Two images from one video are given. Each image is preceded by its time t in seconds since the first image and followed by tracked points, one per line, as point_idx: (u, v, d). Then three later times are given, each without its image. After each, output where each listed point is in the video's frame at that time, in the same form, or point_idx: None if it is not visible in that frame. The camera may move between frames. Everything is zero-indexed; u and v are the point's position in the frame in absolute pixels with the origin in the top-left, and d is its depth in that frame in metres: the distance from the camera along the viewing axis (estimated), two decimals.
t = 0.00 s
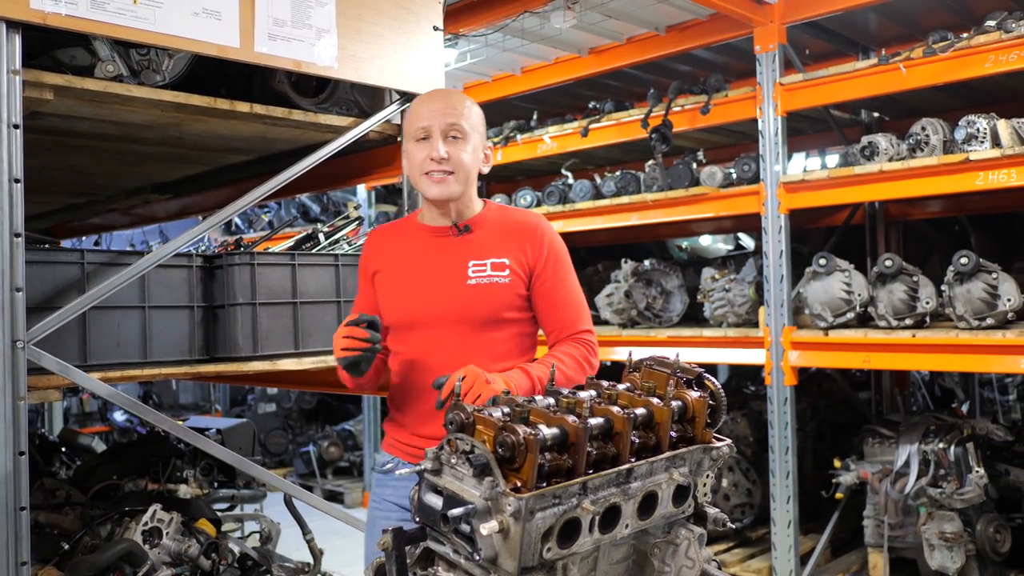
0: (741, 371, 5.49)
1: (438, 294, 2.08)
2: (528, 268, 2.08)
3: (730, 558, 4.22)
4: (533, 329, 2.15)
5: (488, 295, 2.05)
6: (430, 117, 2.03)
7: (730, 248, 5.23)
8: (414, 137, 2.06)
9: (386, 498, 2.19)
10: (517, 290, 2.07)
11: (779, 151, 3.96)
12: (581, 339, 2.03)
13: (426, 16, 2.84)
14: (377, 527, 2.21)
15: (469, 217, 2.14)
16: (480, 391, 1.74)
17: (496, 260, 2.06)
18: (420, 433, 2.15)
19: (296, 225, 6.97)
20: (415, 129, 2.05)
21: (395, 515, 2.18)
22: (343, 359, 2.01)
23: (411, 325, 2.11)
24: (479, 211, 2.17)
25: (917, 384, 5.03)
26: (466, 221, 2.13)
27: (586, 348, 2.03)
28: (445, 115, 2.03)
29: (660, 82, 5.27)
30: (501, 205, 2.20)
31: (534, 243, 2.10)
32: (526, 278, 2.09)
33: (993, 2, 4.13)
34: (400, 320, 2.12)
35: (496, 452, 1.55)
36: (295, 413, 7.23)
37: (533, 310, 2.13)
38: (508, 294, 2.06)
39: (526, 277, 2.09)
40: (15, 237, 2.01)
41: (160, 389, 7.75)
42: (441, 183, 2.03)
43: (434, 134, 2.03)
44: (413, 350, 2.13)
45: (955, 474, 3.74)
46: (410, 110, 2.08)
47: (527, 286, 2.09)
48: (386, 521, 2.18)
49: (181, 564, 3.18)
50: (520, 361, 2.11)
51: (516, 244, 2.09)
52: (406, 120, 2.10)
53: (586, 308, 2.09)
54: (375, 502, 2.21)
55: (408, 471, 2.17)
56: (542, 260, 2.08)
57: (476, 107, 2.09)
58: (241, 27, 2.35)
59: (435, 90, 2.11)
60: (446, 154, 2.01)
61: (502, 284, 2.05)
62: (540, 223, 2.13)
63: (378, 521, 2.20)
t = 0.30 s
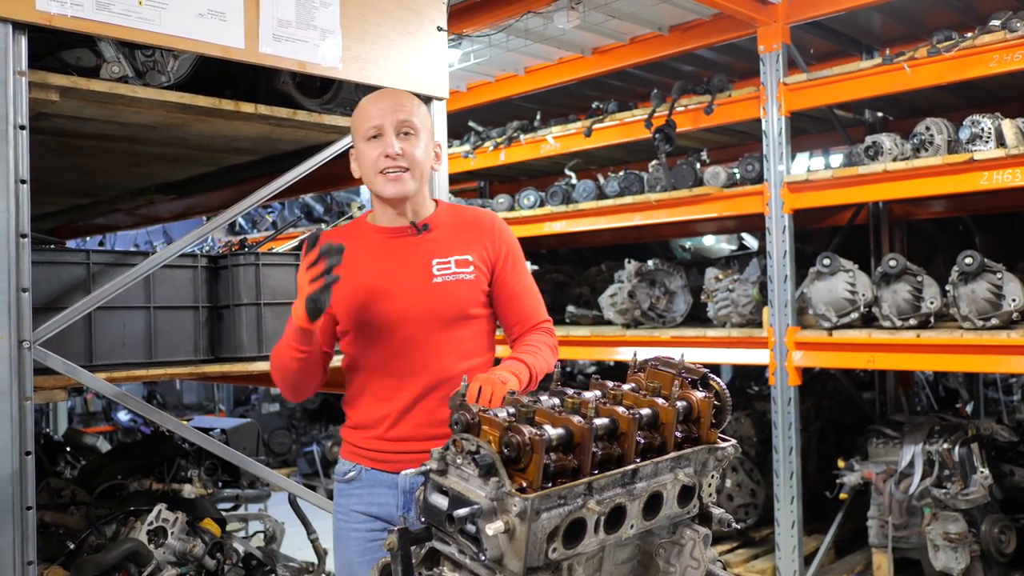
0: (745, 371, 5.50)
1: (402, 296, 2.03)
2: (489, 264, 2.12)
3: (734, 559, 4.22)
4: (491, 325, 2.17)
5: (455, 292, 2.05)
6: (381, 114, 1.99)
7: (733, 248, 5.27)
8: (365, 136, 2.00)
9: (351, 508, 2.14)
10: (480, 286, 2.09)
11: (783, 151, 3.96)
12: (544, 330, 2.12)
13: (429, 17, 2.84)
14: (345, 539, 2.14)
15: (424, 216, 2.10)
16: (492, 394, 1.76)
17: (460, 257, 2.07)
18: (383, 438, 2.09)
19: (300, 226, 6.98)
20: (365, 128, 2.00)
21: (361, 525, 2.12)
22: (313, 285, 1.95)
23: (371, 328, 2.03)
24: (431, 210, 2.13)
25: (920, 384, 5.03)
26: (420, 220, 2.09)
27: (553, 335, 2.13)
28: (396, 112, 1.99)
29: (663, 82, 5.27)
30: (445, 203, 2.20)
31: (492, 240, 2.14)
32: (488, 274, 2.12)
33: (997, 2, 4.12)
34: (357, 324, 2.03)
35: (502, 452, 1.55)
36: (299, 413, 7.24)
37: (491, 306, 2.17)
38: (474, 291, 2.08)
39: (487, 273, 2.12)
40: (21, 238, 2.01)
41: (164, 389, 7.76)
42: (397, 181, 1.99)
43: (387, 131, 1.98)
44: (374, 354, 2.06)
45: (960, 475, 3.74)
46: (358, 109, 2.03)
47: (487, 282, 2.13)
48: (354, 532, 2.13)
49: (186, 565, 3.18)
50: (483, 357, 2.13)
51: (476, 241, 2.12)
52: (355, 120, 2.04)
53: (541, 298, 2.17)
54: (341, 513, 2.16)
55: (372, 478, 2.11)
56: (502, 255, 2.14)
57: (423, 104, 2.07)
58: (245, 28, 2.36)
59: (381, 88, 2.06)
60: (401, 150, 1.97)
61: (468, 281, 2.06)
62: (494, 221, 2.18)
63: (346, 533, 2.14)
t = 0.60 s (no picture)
0: (751, 371, 5.49)
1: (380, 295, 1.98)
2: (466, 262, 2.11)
3: (740, 559, 4.22)
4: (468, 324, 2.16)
5: (435, 291, 2.02)
6: (354, 112, 1.94)
7: (740, 248, 5.32)
8: (336, 134, 1.95)
9: (333, 516, 2.07)
10: (458, 285, 2.07)
11: (790, 151, 3.95)
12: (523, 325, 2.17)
13: (436, 17, 2.84)
14: (330, 550, 2.08)
15: (399, 215, 2.06)
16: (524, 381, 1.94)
17: (438, 255, 2.04)
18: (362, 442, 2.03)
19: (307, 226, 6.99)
20: (337, 126, 1.95)
21: (343, 534, 2.05)
22: (313, 250, 1.79)
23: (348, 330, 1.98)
24: (405, 210, 2.09)
25: (928, 385, 5.01)
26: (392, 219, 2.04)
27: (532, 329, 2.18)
28: (369, 110, 1.95)
29: (669, 82, 5.26)
30: (417, 203, 2.16)
31: (467, 239, 2.13)
32: (465, 273, 2.10)
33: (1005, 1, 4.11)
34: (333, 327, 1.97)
35: (509, 452, 1.55)
36: (305, 413, 7.26)
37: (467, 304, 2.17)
38: (452, 289, 2.05)
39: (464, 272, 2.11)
40: (30, 238, 2.02)
41: (170, 389, 7.78)
42: (370, 179, 1.94)
43: (359, 129, 1.94)
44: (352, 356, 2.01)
45: (968, 475, 3.72)
46: (329, 107, 1.98)
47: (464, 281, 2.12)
48: (338, 541, 2.06)
49: (193, 564, 3.19)
50: (463, 357, 2.10)
51: (452, 240, 2.10)
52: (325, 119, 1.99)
53: (515, 294, 2.21)
54: (324, 523, 2.09)
55: (350, 484, 2.05)
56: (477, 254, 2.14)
57: (394, 103, 2.03)
58: (252, 29, 2.36)
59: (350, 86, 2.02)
60: (375, 148, 1.93)
61: (447, 279, 2.04)
62: (468, 221, 2.17)
63: (329, 543, 2.07)
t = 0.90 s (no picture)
0: (760, 371, 5.48)
1: (367, 302, 1.95)
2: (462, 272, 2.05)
3: (749, 560, 4.21)
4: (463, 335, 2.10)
5: (424, 299, 1.97)
6: (352, 115, 1.96)
7: (748, 248, 5.25)
8: (334, 136, 1.98)
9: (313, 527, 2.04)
10: (451, 293, 2.02)
11: (798, 151, 3.94)
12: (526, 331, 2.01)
13: (444, 18, 2.85)
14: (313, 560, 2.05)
15: (395, 220, 2.07)
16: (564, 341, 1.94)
17: (430, 263, 2.00)
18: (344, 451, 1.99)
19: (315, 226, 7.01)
20: (336, 128, 1.97)
21: (325, 546, 2.02)
22: (309, 339, 1.65)
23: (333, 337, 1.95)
24: (403, 214, 2.10)
25: (937, 385, 4.99)
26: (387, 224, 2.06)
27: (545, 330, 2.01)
28: (369, 113, 1.97)
29: (677, 82, 5.25)
30: (421, 210, 2.14)
31: (466, 247, 2.08)
32: (459, 282, 2.04)
33: None
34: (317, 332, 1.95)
35: (518, 453, 1.56)
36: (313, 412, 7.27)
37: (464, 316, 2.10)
38: (443, 299, 2.00)
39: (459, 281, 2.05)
40: (41, 240, 2.04)
41: (179, 389, 7.82)
42: (366, 185, 1.96)
43: (358, 133, 1.96)
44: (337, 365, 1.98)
45: (978, 476, 3.71)
46: (329, 108, 2.00)
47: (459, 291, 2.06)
48: (320, 552, 2.03)
49: (203, 563, 3.21)
50: (452, 369, 2.04)
51: (449, 247, 2.06)
52: (324, 119, 2.01)
53: (516, 300, 2.09)
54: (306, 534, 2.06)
55: (330, 496, 2.01)
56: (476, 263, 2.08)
57: (396, 106, 2.04)
58: (262, 30, 2.37)
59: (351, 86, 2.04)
60: (371, 152, 1.94)
61: (438, 288, 2.00)
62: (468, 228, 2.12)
63: (314, 555, 2.05)
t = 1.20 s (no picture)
0: (769, 372, 5.47)
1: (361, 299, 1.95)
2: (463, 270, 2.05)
3: (759, 561, 4.21)
4: (460, 335, 2.10)
5: (419, 298, 1.97)
6: (361, 98, 1.92)
7: (759, 248, 5.19)
8: (341, 119, 1.94)
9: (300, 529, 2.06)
10: (447, 293, 2.01)
11: (809, 151, 3.94)
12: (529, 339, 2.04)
13: (454, 20, 2.86)
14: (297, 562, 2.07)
15: (395, 213, 2.04)
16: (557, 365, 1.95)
17: (427, 261, 2.00)
18: (333, 452, 2.00)
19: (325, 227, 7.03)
20: (343, 110, 1.93)
21: (311, 549, 2.04)
22: (295, 275, 1.70)
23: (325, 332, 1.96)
24: (403, 207, 2.06)
25: (948, 386, 4.97)
26: (387, 215, 2.02)
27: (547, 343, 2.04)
28: (379, 99, 1.93)
29: (687, 82, 5.24)
30: (428, 200, 2.13)
31: (465, 244, 2.07)
32: (457, 280, 2.04)
33: None
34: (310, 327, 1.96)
35: (530, 454, 1.56)
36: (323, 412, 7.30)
37: (462, 315, 2.10)
38: (439, 298, 2.00)
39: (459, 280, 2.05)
40: (56, 241, 2.05)
41: (190, 389, 7.87)
42: (368, 173, 1.92)
43: (365, 117, 1.92)
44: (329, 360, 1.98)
45: (989, 478, 3.71)
46: (339, 90, 1.97)
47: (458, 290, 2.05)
48: (303, 556, 2.04)
49: (215, 563, 3.23)
50: (446, 371, 2.04)
51: (448, 244, 2.05)
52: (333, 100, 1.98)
53: (520, 304, 2.11)
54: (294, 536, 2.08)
55: (320, 498, 2.03)
56: (475, 261, 2.07)
57: (409, 95, 2.01)
58: (274, 33, 2.38)
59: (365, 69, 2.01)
60: (377, 139, 1.90)
61: (434, 286, 1.99)
62: (471, 223, 2.11)
63: (297, 558, 2.06)
